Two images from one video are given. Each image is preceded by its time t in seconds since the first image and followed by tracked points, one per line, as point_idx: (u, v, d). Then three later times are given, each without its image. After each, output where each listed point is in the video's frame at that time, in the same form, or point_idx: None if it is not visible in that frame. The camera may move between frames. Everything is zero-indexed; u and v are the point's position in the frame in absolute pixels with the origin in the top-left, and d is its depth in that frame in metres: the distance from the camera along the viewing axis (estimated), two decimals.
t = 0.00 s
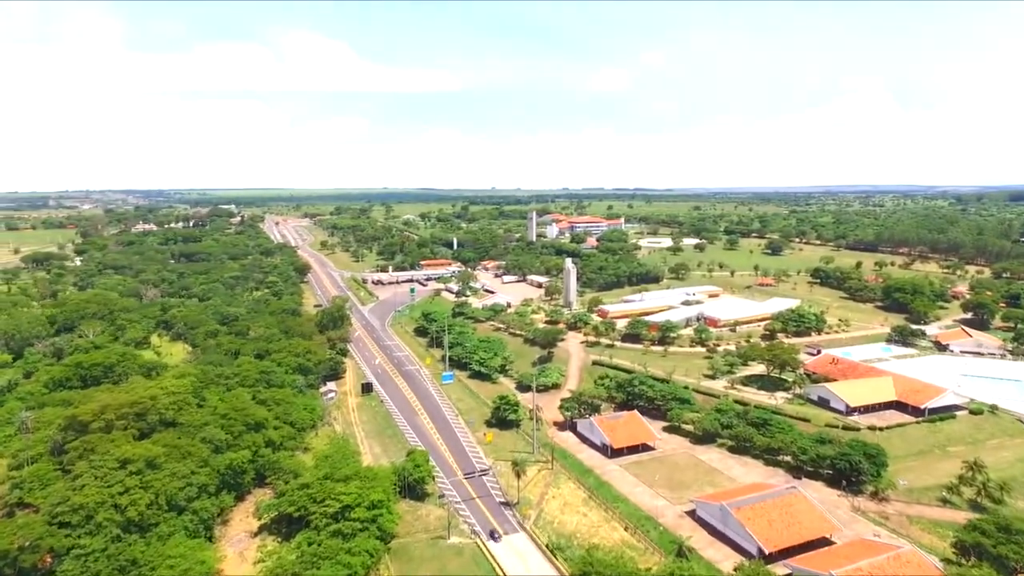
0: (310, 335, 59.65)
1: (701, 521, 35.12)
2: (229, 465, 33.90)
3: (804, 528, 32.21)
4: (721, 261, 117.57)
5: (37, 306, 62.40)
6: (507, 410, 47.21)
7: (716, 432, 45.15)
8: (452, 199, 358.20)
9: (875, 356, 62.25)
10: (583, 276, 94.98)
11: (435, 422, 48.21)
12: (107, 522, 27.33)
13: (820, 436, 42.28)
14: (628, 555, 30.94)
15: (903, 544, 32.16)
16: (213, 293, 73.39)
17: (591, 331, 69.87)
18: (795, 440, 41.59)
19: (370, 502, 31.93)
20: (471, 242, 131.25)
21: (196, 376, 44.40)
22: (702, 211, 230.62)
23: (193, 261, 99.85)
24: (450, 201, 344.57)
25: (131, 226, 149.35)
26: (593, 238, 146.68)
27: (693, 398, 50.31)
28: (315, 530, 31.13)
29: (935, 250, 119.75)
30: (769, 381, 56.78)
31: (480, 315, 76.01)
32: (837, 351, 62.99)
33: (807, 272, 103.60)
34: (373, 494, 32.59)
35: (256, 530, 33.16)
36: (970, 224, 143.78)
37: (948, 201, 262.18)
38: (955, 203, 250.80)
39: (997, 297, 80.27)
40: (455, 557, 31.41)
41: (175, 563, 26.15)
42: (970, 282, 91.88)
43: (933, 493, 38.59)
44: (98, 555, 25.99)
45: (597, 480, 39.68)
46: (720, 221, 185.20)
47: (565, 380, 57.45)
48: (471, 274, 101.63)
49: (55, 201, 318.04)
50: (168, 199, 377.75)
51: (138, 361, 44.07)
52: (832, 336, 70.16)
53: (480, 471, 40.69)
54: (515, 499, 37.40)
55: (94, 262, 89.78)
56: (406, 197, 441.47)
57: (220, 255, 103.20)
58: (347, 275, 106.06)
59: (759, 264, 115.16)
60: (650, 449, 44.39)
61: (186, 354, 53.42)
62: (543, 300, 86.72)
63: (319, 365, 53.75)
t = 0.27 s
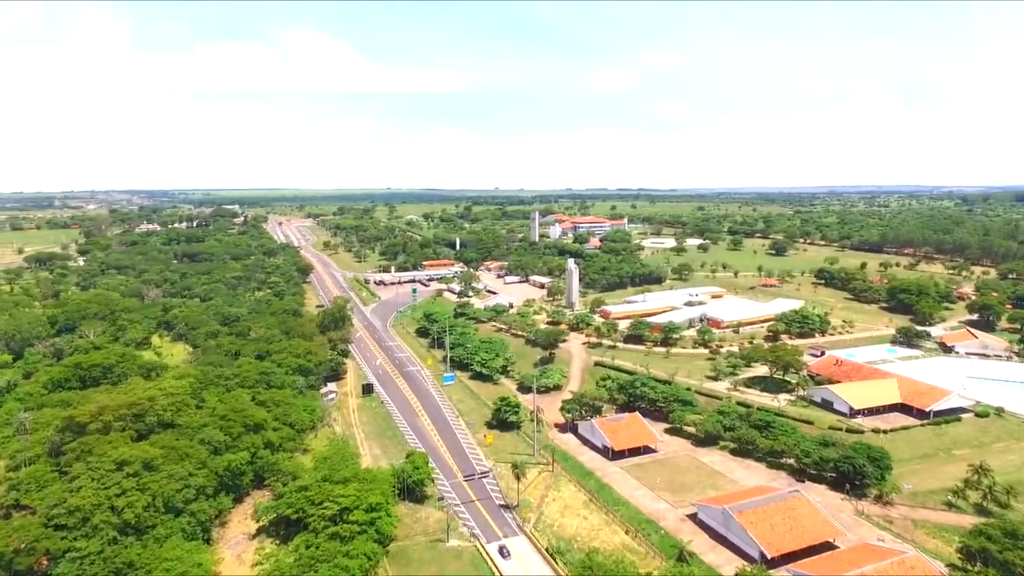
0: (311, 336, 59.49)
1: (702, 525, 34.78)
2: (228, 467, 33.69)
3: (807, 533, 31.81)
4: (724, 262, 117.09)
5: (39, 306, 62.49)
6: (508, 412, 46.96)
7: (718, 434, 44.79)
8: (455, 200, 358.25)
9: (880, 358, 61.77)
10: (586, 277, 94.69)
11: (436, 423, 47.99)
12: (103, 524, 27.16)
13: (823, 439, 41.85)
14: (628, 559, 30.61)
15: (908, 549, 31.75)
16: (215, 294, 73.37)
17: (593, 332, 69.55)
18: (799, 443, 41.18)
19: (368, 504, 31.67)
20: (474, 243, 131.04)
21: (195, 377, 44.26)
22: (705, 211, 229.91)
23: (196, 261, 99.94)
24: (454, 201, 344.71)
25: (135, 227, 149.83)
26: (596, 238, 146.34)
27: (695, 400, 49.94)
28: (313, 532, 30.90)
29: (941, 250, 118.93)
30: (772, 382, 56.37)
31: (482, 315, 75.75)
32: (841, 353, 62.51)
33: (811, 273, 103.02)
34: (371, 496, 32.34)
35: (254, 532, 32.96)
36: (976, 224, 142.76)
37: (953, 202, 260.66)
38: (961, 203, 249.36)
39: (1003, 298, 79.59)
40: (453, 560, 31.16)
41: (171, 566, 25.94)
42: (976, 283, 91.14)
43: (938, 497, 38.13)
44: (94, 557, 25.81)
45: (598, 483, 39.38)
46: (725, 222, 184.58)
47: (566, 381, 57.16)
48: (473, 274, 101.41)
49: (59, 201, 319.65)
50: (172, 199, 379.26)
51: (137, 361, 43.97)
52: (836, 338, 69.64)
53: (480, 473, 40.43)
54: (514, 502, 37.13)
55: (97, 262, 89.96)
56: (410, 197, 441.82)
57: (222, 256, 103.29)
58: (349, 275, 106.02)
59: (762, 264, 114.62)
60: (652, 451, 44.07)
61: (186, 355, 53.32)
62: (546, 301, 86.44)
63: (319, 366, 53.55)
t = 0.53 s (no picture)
0: (312, 336, 59.35)
1: (704, 528, 34.49)
2: (226, 468, 33.53)
3: (810, 537, 31.47)
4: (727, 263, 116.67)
5: (41, 306, 62.63)
6: (509, 413, 46.71)
7: (720, 436, 44.45)
8: (458, 200, 358.64)
9: (884, 359, 61.31)
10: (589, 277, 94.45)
11: (437, 425, 47.75)
12: (101, 526, 27.03)
13: (827, 441, 41.47)
14: (629, 563, 30.33)
15: (912, 554, 31.37)
16: (217, 294, 73.42)
17: (595, 333, 69.27)
18: (802, 446, 40.81)
19: (367, 507, 31.44)
20: (476, 243, 130.94)
21: (195, 377, 44.17)
22: (709, 212, 229.53)
23: (199, 261, 100.13)
24: (457, 201, 344.77)
25: (138, 227, 150.31)
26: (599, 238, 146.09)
27: (697, 401, 49.60)
28: (312, 535, 30.71)
29: (946, 251, 118.24)
30: (775, 384, 56.01)
31: (484, 316, 75.51)
32: (845, 354, 62.07)
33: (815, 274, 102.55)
34: (370, 499, 32.12)
35: (252, 534, 32.83)
36: (982, 225, 141.83)
37: (958, 203, 259.54)
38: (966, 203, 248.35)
39: (1009, 300, 78.96)
40: (452, 564, 30.93)
41: (168, 568, 25.77)
42: (982, 284, 90.49)
43: (943, 500, 37.73)
44: (91, 559, 25.68)
45: (599, 485, 39.10)
46: (728, 222, 184.21)
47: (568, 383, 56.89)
48: (476, 275, 101.23)
49: (64, 201, 321.46)
50: (176, 199, 380.86)
51: (137, 362, 43.92)
52: (840, 339, 69.18)
53: (480, 475, 40.19)
54: (515, 504, 36.88)
55: (100, 262, 90.18)
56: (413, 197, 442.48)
57: (225, 256, 103.41)
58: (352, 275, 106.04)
59: (766, 265, 114.19)
60: (654, 453, 43.76)
61: (187, 355, 53.28)
62: (548, 302, 86.19)
63: (320, 367, 53.40)
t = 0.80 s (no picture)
0: (312, 337, 59.27)
1: (705, 531, 34.26)
2: (225, 469, 33.40)
3: (812, 540, 31.20)
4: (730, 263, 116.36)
5: (42, 306, 62.75)
6: (509, 414, 46.52)
7: (721, 438, 44.20)
8: (460, 200, 359.05)
9: (887, 361, 60.95)
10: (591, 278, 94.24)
11: (436, 426, 47.59)
12: (98, 527, 26.92)
13: (829, 443, 41.17)
14: (628, 566, 30.12)
15: (914, 558, 31.11)
16: (218, 294, 73.47)
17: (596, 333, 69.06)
18: (804, 448, 40.52)
19: (366, 508, 31.28)
20: (478, 243, 130.86)
21: (195, 378, 44.12)
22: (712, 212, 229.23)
23: (200, 262, 100.29)
24: (459, 201, 344.79)
25: (141, 227, 150.75)
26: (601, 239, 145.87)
27: (699, 403, 49.33)
28: (310, 536, 30.55)
29: (950, 252, 117.71)
30: (777, 385, 55.73)
31: (485, 317, 75.37)
32: (848, 356, 61.72)
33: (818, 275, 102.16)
34: (369, 501, 31.94)
35: (250, 536, 32.72)
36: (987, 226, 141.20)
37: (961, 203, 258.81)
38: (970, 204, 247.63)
39: (1013, 301, 78.47)
40: (451, 566, 30.75)
41: (164, 570, 25.62)
42: (986, 285, 90.00)
43: (946, 503, 37.44)
44: (88, 560, 25.58)
45: (599, 487, 38.90)
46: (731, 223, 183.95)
47: (569, 384, 56.70)
48: (477, 275, 101.12)
49: (68, 201, 322.88)
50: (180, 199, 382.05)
51: (137, 362, 43.89)
52: (843, 340, 68.82)
53: (480, 477, 40.01)
54: (514, 506, 36.70)
55: (102, 263, 90.37)
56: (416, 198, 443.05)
57: (227, 256, 103.55)
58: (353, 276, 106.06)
59: (768, 266, 113.85)
60: (655, 455, 43.54)
61: (187, 356, 53.27)
62: (550, 302, 85.99)
63: (320, 367, 53.32)
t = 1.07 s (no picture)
0: (313, 337, 59.20)
1: (706, 533, 34.07)
2: (224, 470, 33.32)
3: (814, 543, 30.96)
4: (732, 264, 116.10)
5: (45, 306, 62.89)
6: (510, 415, 46.35)
7: (723, 439, 43.97)
8: (463, 200, 359.42)
9: (890, 362, 60.64)
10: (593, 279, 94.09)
11: (437, 427, 47.50)
12: (96, 528, 26.87)
13: (832, 445, 40.89)
14: (629, 568, 29.95)
15: (917, 562, 30.88)
16: (219, 294, 73.54)
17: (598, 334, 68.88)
18: (806, 450, 40.28)
19: (365, 510, 31.17)
20: (481, 244, 130.80)
21: (195, 378, 44.10)
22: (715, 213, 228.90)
23: (203, 262, 100.47)
24: (462, 201, 344.84)
25: (144, 227, 151.16)
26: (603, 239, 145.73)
27: (701, 404, 49.10)
28: (309, 538, 30.42)
29: (953, 253, 117.20)
30: (779, 387, 55.49)
31: (486, 317, 75.26)
32: (851, 357, 61.41)
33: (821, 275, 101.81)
34: (369, 502, 31.81)
35: (250, 537, 32.65)
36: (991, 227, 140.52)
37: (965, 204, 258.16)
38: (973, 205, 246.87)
39: (1018, 302, 78.00)
40: (450, 567, 30.66)
41: (163, 571, 25.55)
42: (990, 286, 89.53)
43: (949, 506, 37.17)
44: (87, 562, 25.54)
45: (600, 489, 38.72)
46: (734, 223, 183.60)
47: (570, 385, 56.55)
48: (479, 275, 101.07)
49: (73, 202, 323.97)
50: (183, 199, 383.22)
51: (138, 363, 43.89)
52: (846, 341, 68.49)
53: (480, 478, 39.86)
54: (514, 508, 36.56)
55: (104, 263, 90.59)
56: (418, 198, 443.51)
57: (229, 256, 103.69)
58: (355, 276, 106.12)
59: (771, 266, 113.54)
60: (656, 457, 43.33)
61: (188, 356, 53.28)
62: (551, 302, 85.83)
63: (321, 368, 53.24)
